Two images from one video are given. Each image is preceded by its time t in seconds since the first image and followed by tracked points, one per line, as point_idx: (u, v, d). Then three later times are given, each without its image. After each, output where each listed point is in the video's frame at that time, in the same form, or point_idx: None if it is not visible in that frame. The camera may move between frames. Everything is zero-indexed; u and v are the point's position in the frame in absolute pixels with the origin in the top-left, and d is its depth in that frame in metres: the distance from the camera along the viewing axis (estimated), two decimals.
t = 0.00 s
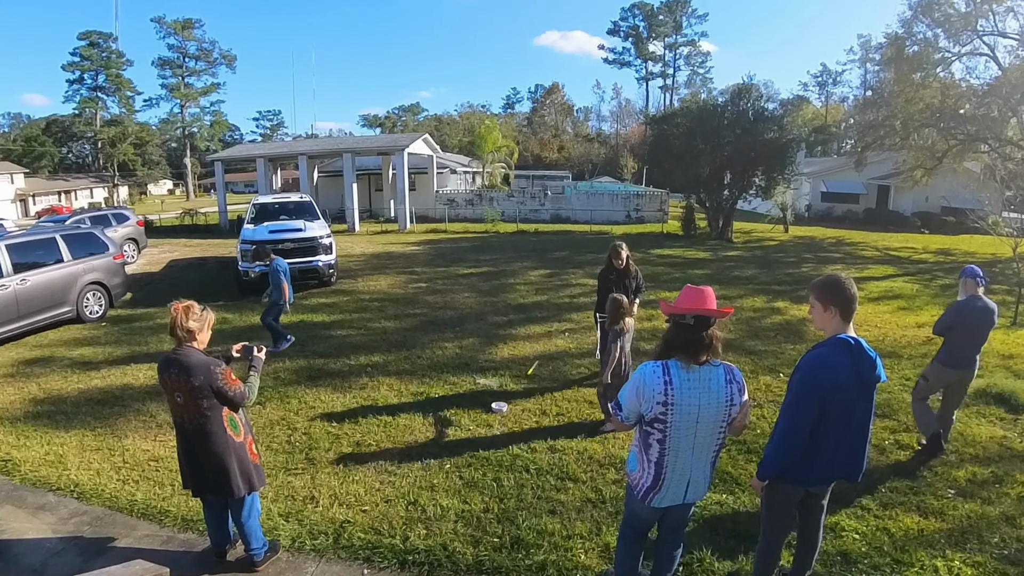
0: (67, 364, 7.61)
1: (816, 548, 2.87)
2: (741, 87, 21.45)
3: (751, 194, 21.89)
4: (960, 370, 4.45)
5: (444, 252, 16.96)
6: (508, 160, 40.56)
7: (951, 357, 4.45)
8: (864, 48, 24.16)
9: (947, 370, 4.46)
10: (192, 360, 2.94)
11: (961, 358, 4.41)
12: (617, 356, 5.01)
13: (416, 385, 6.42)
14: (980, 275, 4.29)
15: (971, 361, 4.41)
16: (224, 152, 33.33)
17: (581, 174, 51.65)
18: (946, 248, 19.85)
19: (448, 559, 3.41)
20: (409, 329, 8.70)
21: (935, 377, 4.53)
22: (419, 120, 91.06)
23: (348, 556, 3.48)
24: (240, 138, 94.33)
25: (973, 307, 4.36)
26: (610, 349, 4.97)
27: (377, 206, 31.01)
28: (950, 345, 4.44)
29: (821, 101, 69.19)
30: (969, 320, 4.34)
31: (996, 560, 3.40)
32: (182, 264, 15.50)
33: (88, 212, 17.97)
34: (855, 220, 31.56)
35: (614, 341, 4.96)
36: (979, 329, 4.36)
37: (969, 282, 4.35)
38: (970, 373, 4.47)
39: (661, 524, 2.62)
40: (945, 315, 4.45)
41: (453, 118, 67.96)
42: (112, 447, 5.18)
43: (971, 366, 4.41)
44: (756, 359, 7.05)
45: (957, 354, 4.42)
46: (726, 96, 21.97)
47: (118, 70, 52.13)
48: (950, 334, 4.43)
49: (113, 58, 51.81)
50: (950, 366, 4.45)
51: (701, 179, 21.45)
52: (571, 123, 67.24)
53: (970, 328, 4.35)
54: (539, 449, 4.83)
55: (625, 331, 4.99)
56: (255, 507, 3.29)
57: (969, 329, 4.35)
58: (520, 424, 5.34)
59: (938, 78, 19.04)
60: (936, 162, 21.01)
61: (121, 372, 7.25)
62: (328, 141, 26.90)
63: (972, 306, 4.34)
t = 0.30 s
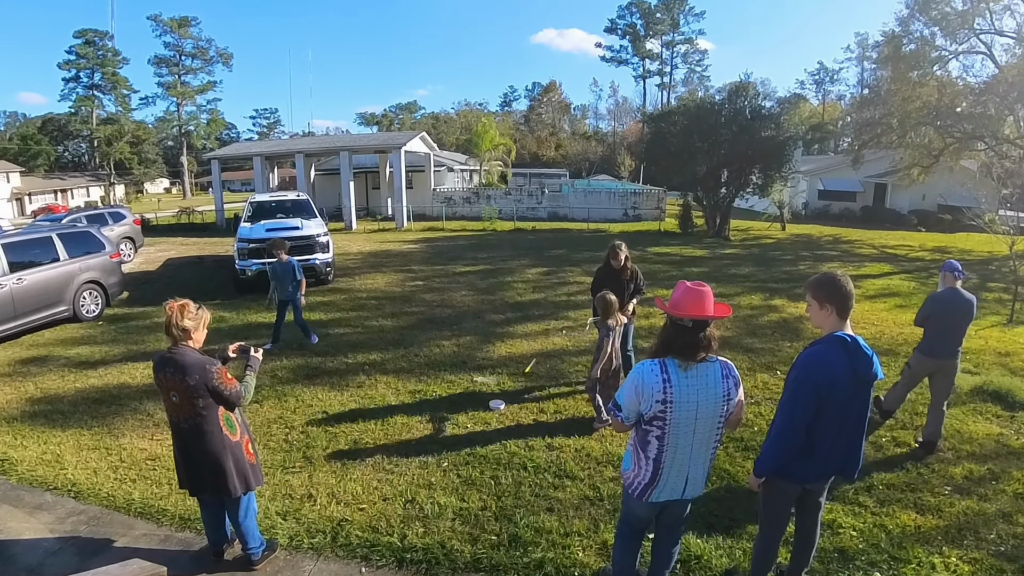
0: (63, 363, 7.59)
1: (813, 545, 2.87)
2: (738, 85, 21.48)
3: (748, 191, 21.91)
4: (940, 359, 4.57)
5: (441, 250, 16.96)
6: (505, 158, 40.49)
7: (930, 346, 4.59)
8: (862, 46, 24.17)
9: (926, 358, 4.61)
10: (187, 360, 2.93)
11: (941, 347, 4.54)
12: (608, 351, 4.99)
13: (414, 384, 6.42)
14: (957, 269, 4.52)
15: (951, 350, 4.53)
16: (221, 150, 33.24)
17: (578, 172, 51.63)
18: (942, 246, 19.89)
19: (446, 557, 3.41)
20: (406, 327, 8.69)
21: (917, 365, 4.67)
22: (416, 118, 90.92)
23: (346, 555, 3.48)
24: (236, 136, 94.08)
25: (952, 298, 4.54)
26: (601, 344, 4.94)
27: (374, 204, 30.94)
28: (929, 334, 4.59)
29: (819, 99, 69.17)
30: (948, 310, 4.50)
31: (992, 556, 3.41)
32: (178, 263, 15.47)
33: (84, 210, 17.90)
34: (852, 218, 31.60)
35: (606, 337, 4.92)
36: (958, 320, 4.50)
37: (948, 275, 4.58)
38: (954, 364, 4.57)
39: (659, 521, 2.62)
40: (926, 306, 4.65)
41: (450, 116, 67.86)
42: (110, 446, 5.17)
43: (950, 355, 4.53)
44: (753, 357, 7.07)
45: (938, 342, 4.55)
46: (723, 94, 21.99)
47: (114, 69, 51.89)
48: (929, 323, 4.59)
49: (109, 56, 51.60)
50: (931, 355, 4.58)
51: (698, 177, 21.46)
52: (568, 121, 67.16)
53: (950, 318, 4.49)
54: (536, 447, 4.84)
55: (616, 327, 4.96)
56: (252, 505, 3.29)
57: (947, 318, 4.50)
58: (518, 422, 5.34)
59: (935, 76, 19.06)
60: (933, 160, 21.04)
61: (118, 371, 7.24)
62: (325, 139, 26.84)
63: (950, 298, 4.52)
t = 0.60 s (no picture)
0: (60, 362, 7.57)
1: (809, 542, 2.86)
2: (735, 83, 21.50)
3: (745, 189, 21.92)
4: (916, 347, 4.73)
5: (438, 248, 16.95)
6: (502, 156, 40.45)
7: (905, 334, 4.76)
8: (859, 44, 24.19)
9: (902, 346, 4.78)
10: (183, 358, 2.92)
11: (915, 335, 4.71)
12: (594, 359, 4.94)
13: (411, 382, 6.41)
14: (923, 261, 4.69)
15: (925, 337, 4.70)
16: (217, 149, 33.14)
17: (575, 170, 51.62)
18: (939, 244, 19.93)
19: (444, 555, 3.40)
20: (404, 325, 8.68)
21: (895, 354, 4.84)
22: (413, 116, 90.81)
23: (343, 553, 3.47)
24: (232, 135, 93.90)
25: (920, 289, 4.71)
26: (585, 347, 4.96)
27: (371, 202, 30.89)
28: (904, 323, 4.76)
29: (816, 97, 69.16)
30: (917, 300, 4.68)
31: (989, 552, 3.42)
32: (174, 261, 15.43)
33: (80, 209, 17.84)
34: (848, 216, 31.64)
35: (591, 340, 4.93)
36: (928, 308, 4.66)
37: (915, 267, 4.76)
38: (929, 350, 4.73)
39: (655, 517, 2.61)
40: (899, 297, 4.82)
41: (447, 114, 67.78)
42: (106, 445, 5.15)
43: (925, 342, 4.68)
44: (750, 354, 7.08)
45: (911, 331, 4.72)
46: (720, 92, 22.00)
47: (110, 67, 51.70)
48: (901, 313, 4.77)
49: (105, 54, 51.40)
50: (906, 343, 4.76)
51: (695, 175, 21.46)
52: (565, 119, 67.10)
53: (920, 307, 4.66)
54: (534, 444, 4.83)
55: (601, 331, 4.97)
56: (248, 504, 3.27)
57: (916, 307, 4.67)
58: (516, 420, 5.33)
59: (931, 74, 19.08)
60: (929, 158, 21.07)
61: (115, 370, 7.22)
62: (321, 138, 26.78)
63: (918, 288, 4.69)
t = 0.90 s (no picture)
0: (56, 360, 7.54)
1: (807, 537, 2.86)
2: (733, 81, 21.48)
3: (743, 187, 21.93)
4: (898, 332, 5.15)
5: (435, 246, 16.93)
6: (500, 154, 40.39)
7: (889, 321, 5.15)
8: (856, 42, 24.19)
9: (886, 332, 5.18)
10: (178, 354, 2.90)
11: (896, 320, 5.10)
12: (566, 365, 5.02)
13: (409, 378, 6.40)
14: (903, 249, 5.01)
15: (904, 322, 5.10)
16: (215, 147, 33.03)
17: (573, 168, 51.60)
18: (936, 242, 19.94)
19: (442, 551, 3.39)
20: (401, 323, 8.66)
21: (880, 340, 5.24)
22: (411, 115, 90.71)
23: (340, 550, 3.46)
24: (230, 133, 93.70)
25: (901, 278, 5.08)
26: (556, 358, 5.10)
27: (369, 200, 30.85)
28: (885, 310, 5.14)
29: (814, 95, 69.12)
30: (895, 288, 5.07)
31: (988, 548, 3.42)
32: (172, 260, 15.39)
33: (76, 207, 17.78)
34: (846, 214, 31.67)
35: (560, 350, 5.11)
36: (909, 294, 5.06)
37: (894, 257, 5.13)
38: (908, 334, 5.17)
39: (653, 513, 2.60)
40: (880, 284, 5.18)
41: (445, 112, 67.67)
42: (103, 443, 5.13)
43: (906, 327, 5.10)
44: (748, 351, 7.08)
45: (892, 317, 5.11)
46: (717, 90, 21.99)
47: (107, 65, 51.50)
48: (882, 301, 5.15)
49: (102, 53, 51.24)
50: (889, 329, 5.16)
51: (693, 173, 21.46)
52: (563, 117, 67.03)
53: (899, 295, 5.06)
54: (531, 441, 4.82)
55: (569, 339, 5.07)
56: (245, 501, 3.26)
57: (896, 295, 5.06)
58: (515, 417, 5.32)
59: (929, 72, 19.10)
60: (926, 155, 21.10)
61: (112, 368, 7.20)
62: (319, 136, 26.73)
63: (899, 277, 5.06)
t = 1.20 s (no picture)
0: (56, 360, 7.54)
1: (808, 536, 2.86)
2: (731, 80, 21.47)
3: (742, 186, 21.94)
4: (888, 325, 5.31)
5: (435, 245, 16.95)
6: (499, 153, 40.37)
7: (878, 315, 5.30)
8: (855, 41, 24.20)
9: (877, 326, 5.33)
10: (179, 354, 2.90)
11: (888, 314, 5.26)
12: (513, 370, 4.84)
13: (408, 378, 6.41)
14: (889, 246, 5.16)
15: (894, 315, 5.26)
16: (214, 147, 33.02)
17: (572, 167, 51.59)
18: (935, 241, 19.95)
19: (442, 551, 3.40)
20: (401, 322, 8.67)
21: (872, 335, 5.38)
22: (410, 114, 90.64)
23: (340, 550, 3.46)
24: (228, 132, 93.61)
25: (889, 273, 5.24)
26: (503, 365, 4.83)
27: (368, 200, 30.84)
28: (877, 305, 5.28)
29: (812, 95, 69.11)
30: (886, 284, 5.21)
31: (986, 547, 3.42)
32: (171, 259, 15.38)
33: (76, 207, 17.77)
34: (845, 213, 31.70)
35: (506, 356, 4.83)
36: (898, 289, 5.20)
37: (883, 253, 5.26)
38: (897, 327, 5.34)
39: (652, 513, 2.61)
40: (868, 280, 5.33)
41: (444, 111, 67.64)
42: (103, 443, 5.13)
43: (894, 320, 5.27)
44: (747, 350, 7.08)
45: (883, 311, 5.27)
46: (716, 89, 21.99)
47: (105, 64, 51.41)
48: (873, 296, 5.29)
49: (100, 52, 51.17)
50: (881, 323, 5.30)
51: (692, 172, 21.47)
52: (562, 116, 67.03)
53: (889, 290, 5.20)
54: (531, 441, 4.83)
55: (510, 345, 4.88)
56: (245, 501, 3.26)
57: (886, 290, 5.21)
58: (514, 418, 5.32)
59: (928, 71, 19.09)
60: (926, 155, 21.11)
61: (111, 368, 7.21)
62: (318, 135, 26.71)
63: (886, 272, 5.21)
